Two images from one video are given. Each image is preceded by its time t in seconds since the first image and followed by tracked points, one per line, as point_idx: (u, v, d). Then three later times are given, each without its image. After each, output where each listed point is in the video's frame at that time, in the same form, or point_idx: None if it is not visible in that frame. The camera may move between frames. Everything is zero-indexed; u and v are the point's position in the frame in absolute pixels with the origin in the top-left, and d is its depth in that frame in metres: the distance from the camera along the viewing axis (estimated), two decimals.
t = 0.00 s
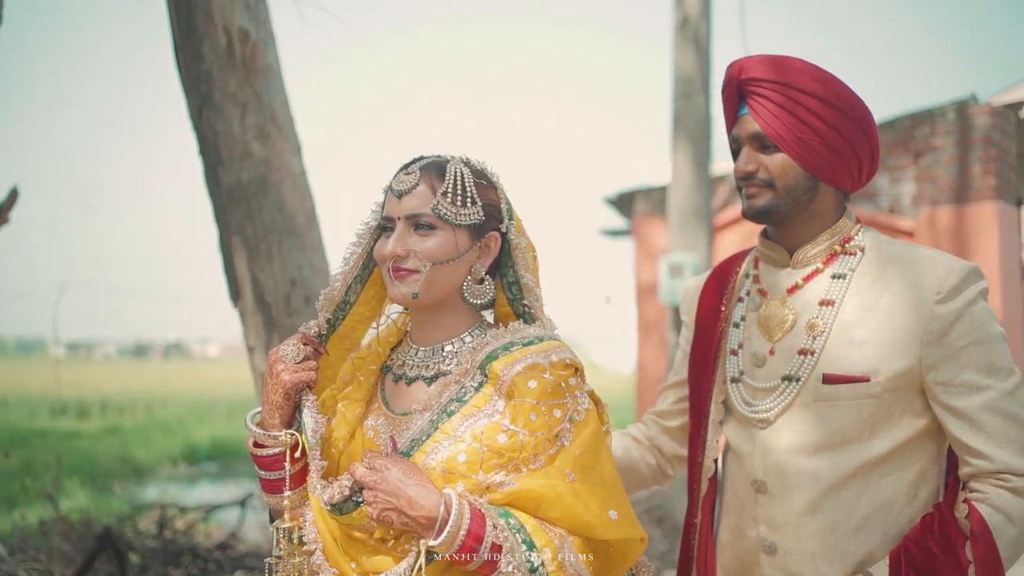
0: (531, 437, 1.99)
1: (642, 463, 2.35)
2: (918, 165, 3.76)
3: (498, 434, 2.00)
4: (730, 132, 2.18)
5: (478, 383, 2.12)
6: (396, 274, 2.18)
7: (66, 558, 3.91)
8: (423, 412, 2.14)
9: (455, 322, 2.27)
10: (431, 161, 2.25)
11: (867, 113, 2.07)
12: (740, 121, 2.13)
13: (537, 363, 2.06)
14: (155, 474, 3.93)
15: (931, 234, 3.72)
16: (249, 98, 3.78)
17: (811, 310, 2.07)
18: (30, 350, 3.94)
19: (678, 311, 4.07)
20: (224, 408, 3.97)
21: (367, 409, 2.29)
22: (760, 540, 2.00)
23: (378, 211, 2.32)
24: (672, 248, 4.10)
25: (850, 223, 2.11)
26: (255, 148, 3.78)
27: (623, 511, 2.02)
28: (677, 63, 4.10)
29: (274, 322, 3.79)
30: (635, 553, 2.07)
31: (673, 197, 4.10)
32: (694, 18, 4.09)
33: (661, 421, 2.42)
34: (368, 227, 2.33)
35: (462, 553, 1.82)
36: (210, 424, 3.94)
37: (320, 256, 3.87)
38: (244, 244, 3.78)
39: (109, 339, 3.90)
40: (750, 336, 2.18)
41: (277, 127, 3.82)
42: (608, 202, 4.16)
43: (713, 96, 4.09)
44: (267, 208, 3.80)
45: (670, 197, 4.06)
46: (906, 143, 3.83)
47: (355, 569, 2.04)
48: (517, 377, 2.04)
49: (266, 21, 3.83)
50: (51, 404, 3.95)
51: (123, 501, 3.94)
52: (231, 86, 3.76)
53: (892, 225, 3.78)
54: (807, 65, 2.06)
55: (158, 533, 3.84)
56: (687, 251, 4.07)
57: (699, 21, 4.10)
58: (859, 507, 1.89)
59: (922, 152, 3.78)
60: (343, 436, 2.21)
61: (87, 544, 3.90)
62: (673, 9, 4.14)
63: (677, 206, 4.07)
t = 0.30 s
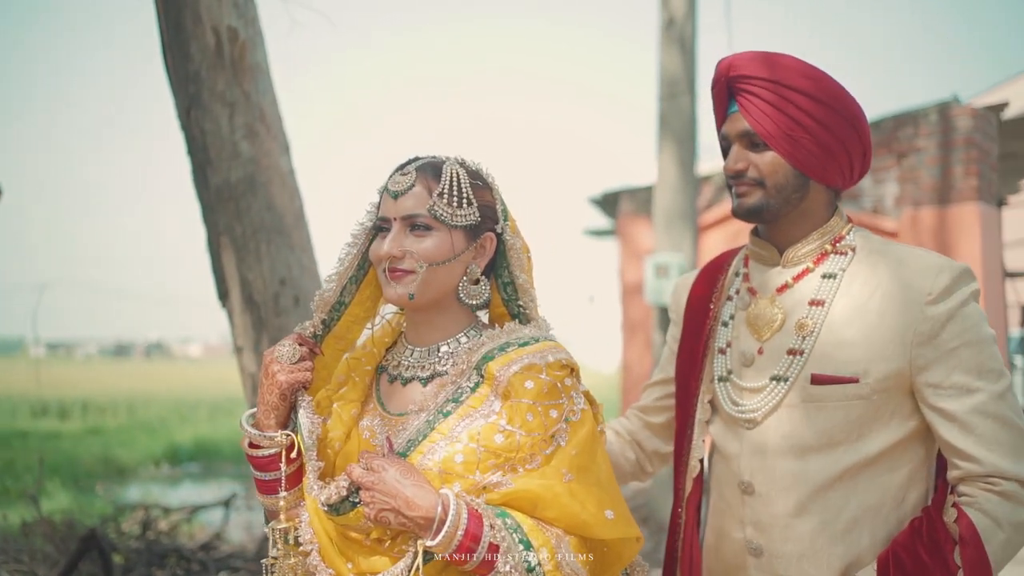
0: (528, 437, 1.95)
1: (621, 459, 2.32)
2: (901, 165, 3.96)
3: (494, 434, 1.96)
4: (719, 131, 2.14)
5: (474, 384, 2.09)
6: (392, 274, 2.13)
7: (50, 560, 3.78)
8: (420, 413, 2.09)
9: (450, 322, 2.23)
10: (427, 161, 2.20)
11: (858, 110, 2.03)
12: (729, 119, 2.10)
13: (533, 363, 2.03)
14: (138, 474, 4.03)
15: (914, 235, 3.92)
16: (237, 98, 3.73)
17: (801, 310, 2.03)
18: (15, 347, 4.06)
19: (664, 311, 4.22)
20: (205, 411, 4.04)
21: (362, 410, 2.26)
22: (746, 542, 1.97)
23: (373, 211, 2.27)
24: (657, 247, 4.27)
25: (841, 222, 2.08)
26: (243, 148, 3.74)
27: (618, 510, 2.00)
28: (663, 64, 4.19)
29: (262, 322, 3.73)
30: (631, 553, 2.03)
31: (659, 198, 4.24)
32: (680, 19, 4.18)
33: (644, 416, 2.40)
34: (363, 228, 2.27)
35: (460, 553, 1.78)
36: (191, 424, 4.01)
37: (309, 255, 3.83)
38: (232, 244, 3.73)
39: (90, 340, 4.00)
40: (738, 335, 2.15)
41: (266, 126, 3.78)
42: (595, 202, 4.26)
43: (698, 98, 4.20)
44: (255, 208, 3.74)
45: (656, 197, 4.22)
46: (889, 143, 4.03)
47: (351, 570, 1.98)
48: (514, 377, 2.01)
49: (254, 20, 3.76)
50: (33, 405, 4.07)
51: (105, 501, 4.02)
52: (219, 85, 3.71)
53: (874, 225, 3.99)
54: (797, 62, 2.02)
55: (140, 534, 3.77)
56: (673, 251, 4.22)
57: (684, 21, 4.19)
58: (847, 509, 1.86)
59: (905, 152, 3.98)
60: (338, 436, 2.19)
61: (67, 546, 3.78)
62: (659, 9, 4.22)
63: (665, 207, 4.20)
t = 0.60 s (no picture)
0: (523, 437, 1.91)
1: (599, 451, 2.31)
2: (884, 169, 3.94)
3: (489, 434, 1.93)
4: (708, 127, 2.12)
5: (469, 384, 2.06)
6: (386, 274, 2.09)
7: (31, 561, 3.88)
8: (415, 413, 2.06)
9: (443, 322, 2.20)
10: (421, 161, 2.17)
11: (848, 104, 2.00)
12: (718, 115, 2.07)
13: (528, 364, 2.01)
14: (117, 474, 3.87)
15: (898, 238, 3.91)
16: (224, 96, 3.67)
17: (791, 309, 2.01)
18: None
19: (648, 311, 4.04)
20: (187, 410, 3.87)
21: (356, 410, 2.22)
22: (734, 543, 1.95)
23: (367, 211, 2.23)
24: (640, 248, 4.06)
25: (832, 220, 2.07)
26: (230, 146, 3.69)
27: (612, 510, 1.96)
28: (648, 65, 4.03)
29: (249, 320, 3.69)
30: (625, 551, 2.00)
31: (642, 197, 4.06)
32: (664, 20, 4.04)
33: (624, 410, 2.40)
34: (357, 228, 2.24)
35: (455, 553, 1.74)
36: (172, 424, 3.84)
37: (295, 255, 3.78)
38: (219, 243, 3.69)
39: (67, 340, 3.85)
40: (726, 334, 2.13)
41: (253, 125, 3.73)
42: (579, 203, 4.17)
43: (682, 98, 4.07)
44: (242, 206, 3.70)
45: (639, 198, 4.03)
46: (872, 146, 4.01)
47: (346, 570, 1.94)
48: (509, 377, 1.99)
49: (241, 18, 3.71)
50: (8, 404, 3.92)
51: (86, 503, 3.89)
52: (206, 83, 3.65)
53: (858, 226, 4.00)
54: (786, 57, 1.99)
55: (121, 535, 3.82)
56: (657, 251, 4.04)
57: (669, 22, 4.03)
58: (836, 510, 1.84)
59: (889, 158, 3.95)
60: (333, 436, 2.15)
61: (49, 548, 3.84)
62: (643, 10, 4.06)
63: (648, 206, 4.02)
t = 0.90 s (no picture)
0: (519, 437, 1.90)
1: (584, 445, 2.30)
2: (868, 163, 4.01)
3: (486, 434, 1.90)
4: (699, 124, 2.09)
5: (464, 384, 2.03)
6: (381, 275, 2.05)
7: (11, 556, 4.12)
8: (411, 413, 2.04)
9: (440, 320, 2.17)
10: (417, 162, 2.14)
11: (840, 98, 1.97)
12: (709, 112, 2.05)
13: (524, 364, 1.97)
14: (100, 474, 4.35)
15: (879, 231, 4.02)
16: (212, 95, 3.60)
17: (785, 307, 1.99)
18: (80, 352, 4.81)
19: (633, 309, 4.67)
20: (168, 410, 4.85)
21: (351, 411, 2.19)
22: (725, 544, 1.93)
23: (363, 212, 2.21)
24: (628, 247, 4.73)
25: (825, 217, 2.04)
26: (218, 146, 3.61)
27: (608, 510, 1.94)
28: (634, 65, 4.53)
29: (237, 321, 3.65)
30: (621, 549, 1.96)
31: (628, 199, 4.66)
32: (648, 21, 4.49)
33: (608, 403, 2.37)
34: (352, 228, 2.21)
35: (452, 553, 1.71)
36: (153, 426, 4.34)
37: (283, 255, 3.76)
38: (206, 243, 3.62)
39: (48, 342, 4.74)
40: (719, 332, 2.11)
41: (241, 125, 3.66)
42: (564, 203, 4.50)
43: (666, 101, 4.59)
44: (229, 207, 3.63)
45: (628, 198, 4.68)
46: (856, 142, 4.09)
47: (342, 571, 1.91)
48: (504, 378, 1.95)
49: (230, 16, 3.64)
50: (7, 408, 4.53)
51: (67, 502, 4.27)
52: (193, 82, 3.58)
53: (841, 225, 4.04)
54: (776, 52, 1.96)
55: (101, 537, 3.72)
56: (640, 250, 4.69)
57: (653, 24, 4.49)
58: (828, 511, 1.82)
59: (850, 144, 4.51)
60: (328, 437, 2.11)
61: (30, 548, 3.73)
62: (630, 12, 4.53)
63: (634, 207, 4.61)
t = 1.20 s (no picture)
0: (515, 436, 1.84)
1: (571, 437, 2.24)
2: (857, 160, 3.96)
3: (482, 433, 1.85)
4: (690, 122, 2.05)
5: (460, 383, 1.97)
6: (376, 275, 1.99)
7: None
8: (406, 413, 1.98)
9: (435, 319, 2.10)
10: (412, 161, 2.07)
11: (832, 91, 1.92)
12: (700, 110, 2.00)
13: (519, 363, 1.93)
14: (78, 475, 4.04)
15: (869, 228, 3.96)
16: (199, 93, 3.54)
17: (779, 306, 1.94)
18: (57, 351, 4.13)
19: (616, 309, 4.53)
20: (146, 409, 4.15)
21: (345, 411, 2.12)
22: (716, 544, 1.88)
23: (357, 211, 2.12)
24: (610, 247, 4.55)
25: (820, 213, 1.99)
26: (205, 144, 3.55)
27: (603, 508, 1.89)
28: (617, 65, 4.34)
29: (224, 319, 3.59)
30: (615, 549, 1.91)
31: (613, 197, 4.49)
32: (633, 21, 4.29)
33: (594, 396, 2.33)
34: (347, 228, 2.13)
35: (449, 553, 1.66)
36: (133, 424, 4.11)
37: (270, 254, 3.69)
38: (193, 241, 3.55)
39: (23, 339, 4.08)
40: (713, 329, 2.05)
41: (228, 123, 3.60)
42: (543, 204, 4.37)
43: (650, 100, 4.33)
44: (216, 206, 3.56)
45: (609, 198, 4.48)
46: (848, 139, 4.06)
47: (337, 571, 1.84)
48: (500, 377, 1.90)
49: (217, 15, 3.59)
50: None
51: (47, 504, 4.01)
52: (180, 80, 3.52)
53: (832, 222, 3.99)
54: (763, 48, 1.91)
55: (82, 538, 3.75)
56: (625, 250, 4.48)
57: (637, 24, 4.29)
58: (821, 512, 1.78)
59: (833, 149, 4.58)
60: (323, 437, 2.04)
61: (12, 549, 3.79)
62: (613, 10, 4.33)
63: (619, 205, 4.46)
